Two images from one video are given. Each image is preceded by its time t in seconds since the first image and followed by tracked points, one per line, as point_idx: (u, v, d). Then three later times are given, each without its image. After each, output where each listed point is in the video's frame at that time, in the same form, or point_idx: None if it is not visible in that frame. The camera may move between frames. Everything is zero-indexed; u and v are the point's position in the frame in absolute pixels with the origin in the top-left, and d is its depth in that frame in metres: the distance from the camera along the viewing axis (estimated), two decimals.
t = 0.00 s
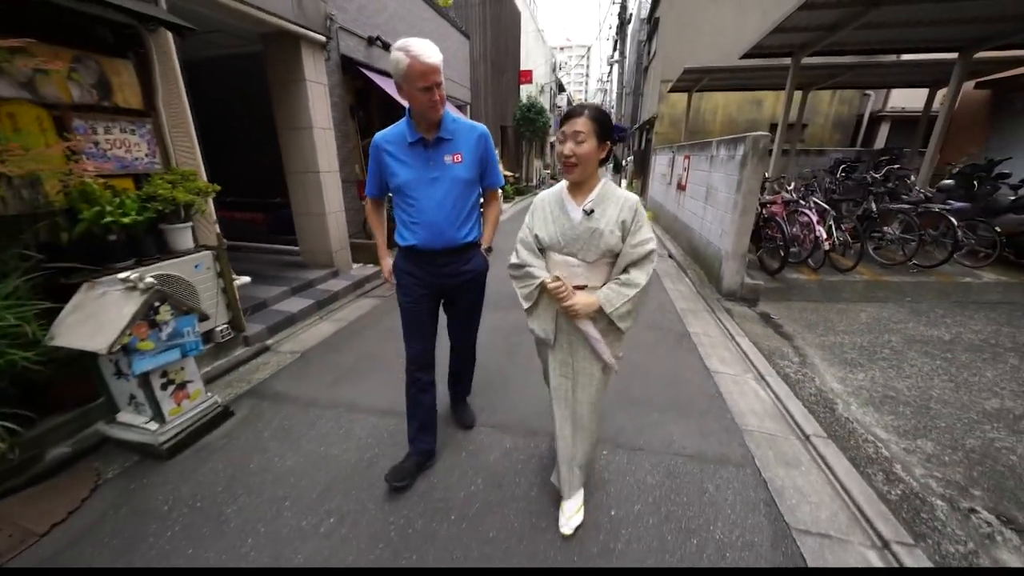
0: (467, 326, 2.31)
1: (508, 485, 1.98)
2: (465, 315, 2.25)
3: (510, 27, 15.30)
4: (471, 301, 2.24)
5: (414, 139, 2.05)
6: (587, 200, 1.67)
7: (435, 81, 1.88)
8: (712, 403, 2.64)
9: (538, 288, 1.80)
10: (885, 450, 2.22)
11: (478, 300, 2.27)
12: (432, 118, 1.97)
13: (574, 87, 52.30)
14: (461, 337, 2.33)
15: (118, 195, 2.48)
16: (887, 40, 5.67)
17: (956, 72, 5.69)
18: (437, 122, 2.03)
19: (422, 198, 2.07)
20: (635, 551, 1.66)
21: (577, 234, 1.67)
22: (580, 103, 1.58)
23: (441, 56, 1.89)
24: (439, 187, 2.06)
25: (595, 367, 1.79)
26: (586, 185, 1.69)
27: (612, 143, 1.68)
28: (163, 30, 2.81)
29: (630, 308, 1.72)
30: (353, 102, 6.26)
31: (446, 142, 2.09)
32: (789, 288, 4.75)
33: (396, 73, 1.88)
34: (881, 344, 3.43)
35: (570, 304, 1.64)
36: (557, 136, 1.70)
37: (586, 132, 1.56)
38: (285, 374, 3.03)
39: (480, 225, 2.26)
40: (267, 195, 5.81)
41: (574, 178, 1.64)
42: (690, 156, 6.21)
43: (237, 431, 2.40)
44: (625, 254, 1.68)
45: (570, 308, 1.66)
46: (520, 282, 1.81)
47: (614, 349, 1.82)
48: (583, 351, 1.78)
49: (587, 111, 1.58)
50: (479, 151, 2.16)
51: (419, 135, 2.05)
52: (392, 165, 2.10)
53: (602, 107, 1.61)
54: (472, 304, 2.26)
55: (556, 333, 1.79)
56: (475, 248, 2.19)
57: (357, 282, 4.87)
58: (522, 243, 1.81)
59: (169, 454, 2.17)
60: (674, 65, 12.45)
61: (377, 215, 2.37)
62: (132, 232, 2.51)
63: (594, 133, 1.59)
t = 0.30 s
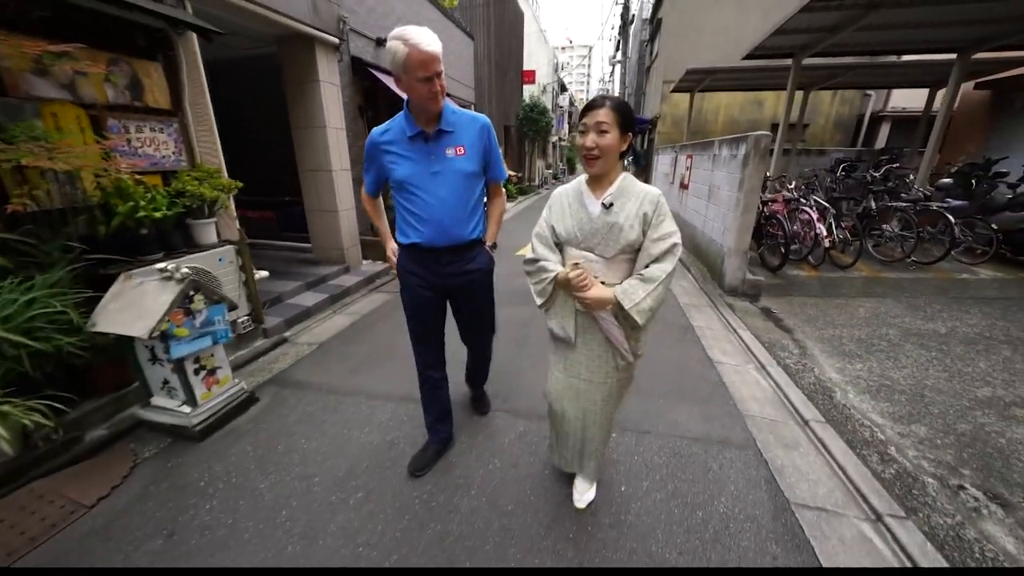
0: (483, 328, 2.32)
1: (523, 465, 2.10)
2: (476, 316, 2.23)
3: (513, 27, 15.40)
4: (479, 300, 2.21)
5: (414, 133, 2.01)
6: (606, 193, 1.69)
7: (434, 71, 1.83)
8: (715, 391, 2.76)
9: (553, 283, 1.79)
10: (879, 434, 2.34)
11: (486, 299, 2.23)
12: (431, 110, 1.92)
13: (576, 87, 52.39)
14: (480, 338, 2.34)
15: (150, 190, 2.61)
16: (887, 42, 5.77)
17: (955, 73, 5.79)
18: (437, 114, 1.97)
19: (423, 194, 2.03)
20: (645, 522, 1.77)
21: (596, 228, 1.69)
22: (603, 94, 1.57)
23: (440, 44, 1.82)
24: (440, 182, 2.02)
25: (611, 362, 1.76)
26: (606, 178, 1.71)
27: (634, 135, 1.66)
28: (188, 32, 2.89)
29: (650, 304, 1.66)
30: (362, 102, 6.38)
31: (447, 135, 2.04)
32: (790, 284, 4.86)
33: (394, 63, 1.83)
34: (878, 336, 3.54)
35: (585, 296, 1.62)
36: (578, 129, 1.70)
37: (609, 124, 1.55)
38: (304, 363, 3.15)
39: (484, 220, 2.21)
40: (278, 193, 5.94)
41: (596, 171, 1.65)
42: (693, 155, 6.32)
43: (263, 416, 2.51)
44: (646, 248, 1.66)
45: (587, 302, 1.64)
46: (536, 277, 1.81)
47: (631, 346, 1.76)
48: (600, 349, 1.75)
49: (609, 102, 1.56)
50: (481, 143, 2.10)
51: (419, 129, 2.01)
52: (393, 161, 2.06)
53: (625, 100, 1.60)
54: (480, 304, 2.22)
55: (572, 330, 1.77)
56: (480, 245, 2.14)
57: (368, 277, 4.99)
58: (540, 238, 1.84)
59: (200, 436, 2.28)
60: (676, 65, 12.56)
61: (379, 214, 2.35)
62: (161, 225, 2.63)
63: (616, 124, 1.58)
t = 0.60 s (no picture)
0: (488, 334, 2.14)
1: (534, 448, 2.23)
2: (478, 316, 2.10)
3: (516, 29, 15.54)
4: (483, 295, 2.11)
5: (415, 136, 1.97)
6: (613, 197, 1.64)
7: (434, 74, 1.79)
8: (715, 382, 2.88)
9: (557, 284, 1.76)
10: (870, 420, 2.47)
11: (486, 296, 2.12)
12: (432, 112, 1.88)
13: (577, 87, 52.48)
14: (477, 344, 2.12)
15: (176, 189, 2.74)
16: (884, 45, 5.90)
17: (951, 76, 5.91)
18: (438, 116, 1.93)
19: (427, 195, 1.99)
20: (649, 498, 1.90)
21: (601, 232, 1.65)
22: (609, 97, 1.52)
23: (439, 45, 1.78)
24: (444, 183, 1.98)
25: (613, 363, 1.72)
26: (612, 181, 1.66)
27: (639, 137, 1.63)
28: (211, 38, 3.00)
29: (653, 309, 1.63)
30: (369, 104, 6.51)
31: (449, 135, 1.99)
32: (788, 281, 4.98)
33: (393, 68, 1.78)
34: (873, 331, 3.67)
35: (586, 300, 1.58)
36: (585, 131, 1.65)
37: (617, 126, 1.51)
38: (320, 355, 3.28)
39: (489, 218, 2.17)
40: (288, 192, 6.07)
41: (603, 173, 1.61)
42: (694, 155, 6.44)
43: (285, 403, 2.65)
44: (651, 252, 1.62)
45: (590, 306, 1.60)
46: (541, 278, 1.78)
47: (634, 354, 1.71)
48: (604, 350, 1.71)
49: (617, 105, 1.52)
50: (483, 141, 2.06)
51: (420, 131, 1.96)
52: (394, 166, 2.02)
53: (631, 102, 1.55)
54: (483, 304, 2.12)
55: (574, 331, 1.75)
56: (486, 243, 2.10)
57: (376, 275, 5.12)
58: (545, 240, 1.80)
59: (228, 421, 2.42)
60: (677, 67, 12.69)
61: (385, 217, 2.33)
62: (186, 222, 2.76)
63: (623, 127, 1.54)
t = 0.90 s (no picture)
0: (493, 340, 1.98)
1: (544, 428, 2.38)
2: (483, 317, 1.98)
3: (522, 30, 15.70)
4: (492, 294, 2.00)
5: (428, 136, 1.93)
6: (608, 194, 1.72)
7: (445, 75, 1.75)
8: (716, 370, 3.02)
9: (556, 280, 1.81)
10: (864, 406, 2.58)
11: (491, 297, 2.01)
12: (444, 114, 1.84)
13: (583, 88, 52.57)
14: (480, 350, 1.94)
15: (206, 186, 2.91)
16: (886, 46, 5.98)
17: (954, 75, 5.99)
18: (450, 116, 1.89)
19: (440, 195, 1.94)
20: (652, 472, 2.04)
21: (597, 228, 1.73)
22: (604, 96, 1.60)
23: (451, 46, 1.74)
24: (456, 183, 1.94)
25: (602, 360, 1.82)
26: (607, 179, 1.74)
27: (633, 136, 1.70)
28: (238, 43, 3.13)
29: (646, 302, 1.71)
30: (380, 105, 6.69)
31: (461, 136, 1.95)
32: (790, 277, 5.09)
33: (405, 69, 1.75)
34: (872, 324, 3.77)
35: (583, 292, 1.65)
36: (581, 130, 1.73)
37: (612, 124, 1.59)
38: (339, 344, 3.45)
39: (501, 218, 2.13)
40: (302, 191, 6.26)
41: (599, 169, 1.68)
42: (698, 155, 6.55)
43: (309, 387, 2.82)
44: (646, 247, 1.70)
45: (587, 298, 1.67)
46: (539, 276, 1.83)
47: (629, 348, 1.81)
48: (595, 347, 1.81)
49: (612, 104, 1.60)
50: (494, 142, 2.03)
51: (432, 131, 1.92)
52: (406, 166, 1.98)
53: (625, 102, 1.64)
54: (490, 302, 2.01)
55: (575, 326, 1.79)
56: (497, 241, 2.06)
57: (388, 271, 5.28)
58: (543, 239, 1.87)
59: (256, 402, 2.59)
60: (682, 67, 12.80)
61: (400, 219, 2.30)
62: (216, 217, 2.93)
63: (618, 125, 1.62)
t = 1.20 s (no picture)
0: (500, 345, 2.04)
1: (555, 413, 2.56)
2: (493, 327, 2.02)
3: (534, 32, 15.89)
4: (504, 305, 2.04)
5: (455, 139, 1.97)
6: (603, 197, 1.78)
7: (479, 84, 1.79)
8: (719, 362, 3.18)
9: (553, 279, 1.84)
10: (859, 396, 2.72)
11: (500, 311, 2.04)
12: (472, 120, 1.89)
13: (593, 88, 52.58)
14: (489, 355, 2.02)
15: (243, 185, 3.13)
16: (895, 49, 6.06)
17: (963, 79, 6.04)
18: (479, 123, 1.93)
19: (457, 199, 1.99)
20: (655, 451, 2.21)
21: (593, 230, 1.79)
22: (600, 100, 1.66)
23: (490, 55, 1.78)
24: (475, 188, 1.97)
25: (607, 358, 1.86)
26: (603, 182, 1.79)
27: (628, 140, 1.77)
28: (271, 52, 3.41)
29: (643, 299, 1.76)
30: (398, 107, 6.92)
31: (488, 142, 1.98)
32: (796, 277, 5.20)
33: (442, 72, 1.78)
34: (873, 322, 3.89)
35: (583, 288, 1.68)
36: (576, 132, 1.77)
37: (609, 127, 1.64)
38: (361, 335, 3.66)
39: (518, 227, 2.14)
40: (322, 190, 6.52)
41: (595, 171, 1.73)
42: (707, 156, 6.68)
43: (336, 373, 3.04)
44: (641, 248, 1.78)
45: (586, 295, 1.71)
46: (536, 276, 1.87)
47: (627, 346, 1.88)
48: (596, 345, 1.86)
49: (609, 108, 1.66)
50: (521, 152, 2.02)
51: (460, 135, 1.97)
52: (431, 165, 2.04)
53: (620, 106, 1.70)
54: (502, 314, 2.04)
55: (572, 325, 1.85)
56: (512, 251, 2.07)
57: (405, 267, 5.50)
58: (538, 240, 1.91)
59: (290, 383, 2.82)
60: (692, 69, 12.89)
61: (421, 216, 2.37)
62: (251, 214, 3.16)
63: (615, 129, 1.68)
